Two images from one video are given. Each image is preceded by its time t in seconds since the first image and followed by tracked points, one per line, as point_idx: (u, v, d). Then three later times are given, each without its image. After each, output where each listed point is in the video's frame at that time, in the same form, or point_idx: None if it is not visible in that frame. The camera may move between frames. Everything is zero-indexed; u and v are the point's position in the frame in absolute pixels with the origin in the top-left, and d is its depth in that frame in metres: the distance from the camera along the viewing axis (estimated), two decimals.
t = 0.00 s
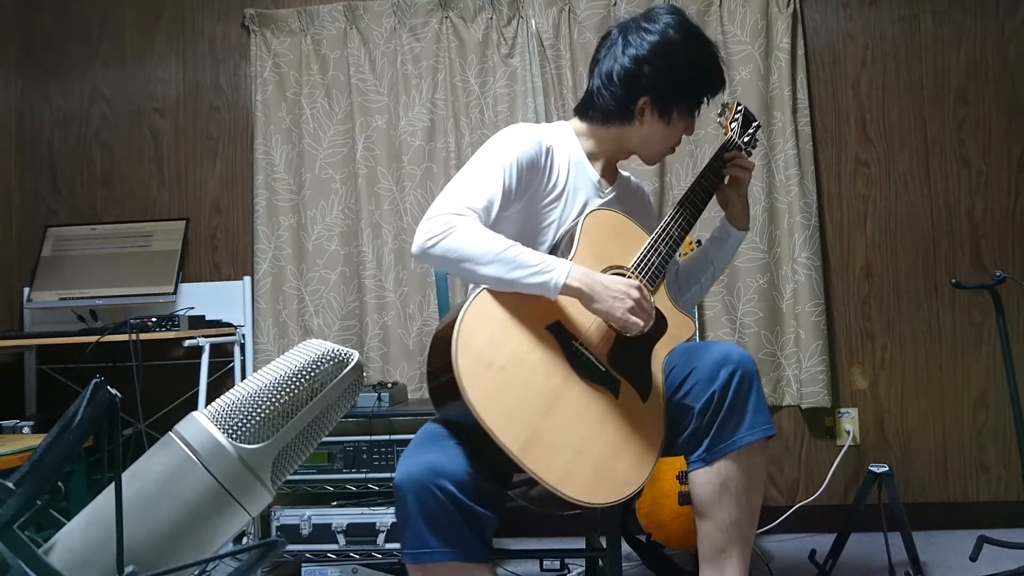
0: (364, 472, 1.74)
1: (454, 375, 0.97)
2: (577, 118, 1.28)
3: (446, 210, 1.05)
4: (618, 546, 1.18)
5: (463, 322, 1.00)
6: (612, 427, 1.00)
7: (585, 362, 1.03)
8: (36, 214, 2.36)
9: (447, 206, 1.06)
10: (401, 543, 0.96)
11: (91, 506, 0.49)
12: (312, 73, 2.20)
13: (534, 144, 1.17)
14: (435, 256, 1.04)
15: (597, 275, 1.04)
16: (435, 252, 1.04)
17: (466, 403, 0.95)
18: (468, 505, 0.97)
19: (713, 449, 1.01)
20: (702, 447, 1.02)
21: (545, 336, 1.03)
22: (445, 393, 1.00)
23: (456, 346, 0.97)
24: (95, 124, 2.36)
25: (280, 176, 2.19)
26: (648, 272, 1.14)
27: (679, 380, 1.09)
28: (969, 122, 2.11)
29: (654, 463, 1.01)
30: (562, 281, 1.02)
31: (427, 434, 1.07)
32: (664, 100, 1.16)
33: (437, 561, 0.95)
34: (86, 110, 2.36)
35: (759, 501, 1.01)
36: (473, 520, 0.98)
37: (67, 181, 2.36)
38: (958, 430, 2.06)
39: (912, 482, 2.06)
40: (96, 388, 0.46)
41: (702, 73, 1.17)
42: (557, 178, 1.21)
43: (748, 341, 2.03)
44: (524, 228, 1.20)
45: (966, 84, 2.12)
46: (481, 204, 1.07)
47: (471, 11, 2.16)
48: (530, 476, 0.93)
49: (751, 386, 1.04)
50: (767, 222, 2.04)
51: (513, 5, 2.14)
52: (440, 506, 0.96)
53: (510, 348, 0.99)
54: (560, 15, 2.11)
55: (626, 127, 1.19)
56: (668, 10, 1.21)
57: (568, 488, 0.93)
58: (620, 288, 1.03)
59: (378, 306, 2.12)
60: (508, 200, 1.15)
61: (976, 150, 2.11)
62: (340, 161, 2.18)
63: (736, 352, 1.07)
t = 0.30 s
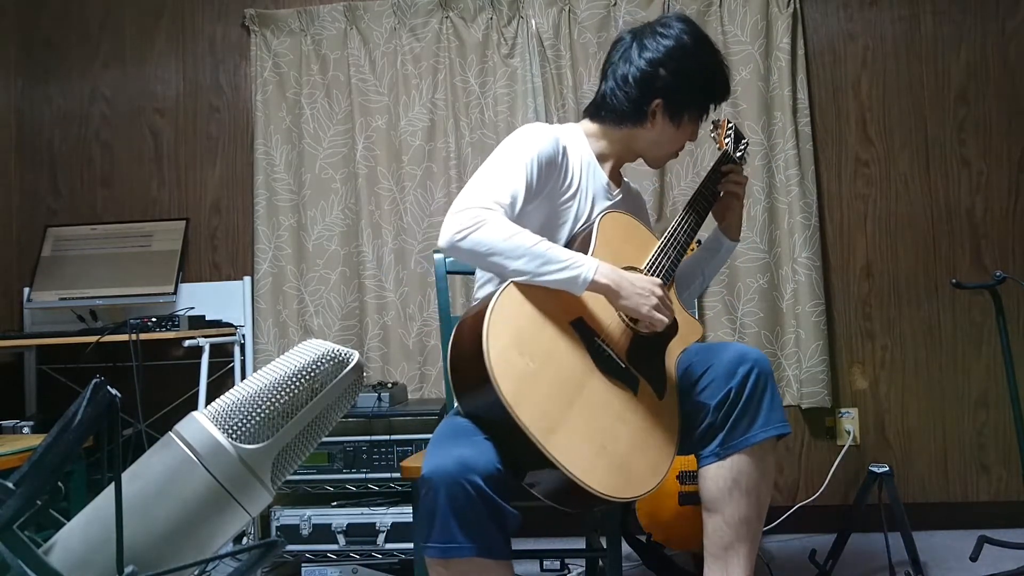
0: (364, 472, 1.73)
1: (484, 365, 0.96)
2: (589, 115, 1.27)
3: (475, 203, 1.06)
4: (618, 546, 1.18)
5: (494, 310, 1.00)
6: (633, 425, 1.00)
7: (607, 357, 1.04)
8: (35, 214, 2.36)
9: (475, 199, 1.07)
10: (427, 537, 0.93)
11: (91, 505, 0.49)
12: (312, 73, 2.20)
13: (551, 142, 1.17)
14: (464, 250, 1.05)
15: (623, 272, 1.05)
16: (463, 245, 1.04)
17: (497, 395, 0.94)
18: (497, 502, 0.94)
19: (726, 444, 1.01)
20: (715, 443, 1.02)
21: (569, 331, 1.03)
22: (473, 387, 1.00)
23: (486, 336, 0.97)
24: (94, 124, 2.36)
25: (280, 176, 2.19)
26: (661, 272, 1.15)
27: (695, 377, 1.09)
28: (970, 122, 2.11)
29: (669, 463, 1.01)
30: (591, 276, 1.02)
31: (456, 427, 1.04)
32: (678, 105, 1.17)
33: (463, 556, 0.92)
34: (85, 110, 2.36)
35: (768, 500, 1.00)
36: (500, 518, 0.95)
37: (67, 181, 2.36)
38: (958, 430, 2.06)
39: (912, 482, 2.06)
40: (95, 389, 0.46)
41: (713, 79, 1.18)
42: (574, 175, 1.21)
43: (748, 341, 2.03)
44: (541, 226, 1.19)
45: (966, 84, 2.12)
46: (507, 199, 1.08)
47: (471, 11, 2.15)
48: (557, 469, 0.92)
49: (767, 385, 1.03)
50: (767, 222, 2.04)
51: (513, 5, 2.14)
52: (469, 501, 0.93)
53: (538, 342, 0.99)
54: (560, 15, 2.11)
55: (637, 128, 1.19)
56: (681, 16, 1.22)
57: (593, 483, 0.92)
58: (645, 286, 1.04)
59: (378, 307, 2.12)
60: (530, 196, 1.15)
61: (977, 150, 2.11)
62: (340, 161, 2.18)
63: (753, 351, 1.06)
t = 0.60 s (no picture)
0: (364, 472, 1.73)
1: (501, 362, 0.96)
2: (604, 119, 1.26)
3: (493, 200, 1.07)
4: (618, 546, 1.18)
5: (512, 308, 1.00)
6: (643, 425, 1.00)
7: (619, 357, 1.04)
8: (35, 213, 2.36)
9: (493, 195, 1.07)
10: (441, 534, 0.93)
11: (90, 505, 0.49)
12: (312, 73, 2.19)
13: (567, 141, 1.17)
14: (482, 246, 1.05)
15: (639, 274, 1.04)
16: (481, 242, 1.05)
17: (513, 391, 0.95)
18: (512, 501, 0.94)
19: (733, 444, 1.01)
20: (723, 442, 1.02)
21: (583, 331, 1.03)
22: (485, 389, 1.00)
23: (504, 333, 0.98)
24: (94, 124, 2.36)
25: (280, 176, 2.19)
26: (670, 274, 1.14)
27: (705, 377, 1.10)
28: (970, 122, 2.11)
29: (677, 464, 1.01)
30: (607, 276, 1.02)
31: (470, 424, 1.03)
32: (697, 116, 1.17)
33: (476, 555, 0.92)
34: (85, 110, 2.36)
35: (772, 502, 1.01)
36: (514, 517, 0.94)
37: (67, 181, 2.35)
38: (958, 430, 2.06)
39: (912, 483, 2.06)
40: (96, 388, 0.46)
41: (730, 91, 1.18)
42: (590, 172, 1.21)
43: (748, 341, 2.03)
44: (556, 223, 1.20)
45: (966, 84, 2.12)
46: (525, 196, 1.08)
47: (471, 11, 2.15)
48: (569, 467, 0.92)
49: (775, 387, 1.04)
50: (767, 222, 2.04)
51: (513, 5, 2.14)
52: (484, 499, 0.93)
53: (553, 340, 0.99)
54: (560, 15, 2.11)
55: (652, 135, 1.19)
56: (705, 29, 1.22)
57: (604, 482, 0.92)
58: (660, 287, 1.04)
59: (378, 306, 2.12)
60: (546, 193, 1.15)
61: (977, 150, 2.11)
62: (340, 161, 2.18)
63: (762, 354, 1.08)
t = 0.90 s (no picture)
0: (364, 472, 1.73)
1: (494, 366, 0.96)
2: (612, 118, 1.26)
3: (492, 201, 1.06)
4: (618, 545, 1.18)
5: (507, 310, 1.00)
6: (638, 428, 1.00)
7: (616, 362, 1.03)
8: (35, 213, 2.36)
9: (493, 196, 1.07)
10: (434, 534, 0.95)
11: (91, 506, 0.49)
12: (312, 73, 2.20)
13: (570, 140, 1.17)
14: (480, 247, 1.05)
15: (637, 278, 1.04)
16: (479, 243, 1.05)
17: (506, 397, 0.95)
18: (504, 502, 0.94)
19: (731, 448, 1.01)
20: (721, 445, 1.02)
21: (579, 334, 1.03)
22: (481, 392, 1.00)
23: (499, 338, 0.97)
24: (94, 124, 2.36)
25: (280, 176, 2.19)
26: (671, 276, 1.14)
27: (705, 378, 1.09)
28: (970, 122, 2.11)
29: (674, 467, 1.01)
30: (605, 280, 1.02)
31: (464, 425, 1.04)
32: (705, 121, 1.17)
33: (468, 555, 0.93)
34: (85, 110, 2.36)
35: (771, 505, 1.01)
36: (507, 517, 0.95)
37: (67, 181, 2.35)
38: (958, 430, 2.06)
39: (912, 482, 2.06)
40: (96, 388, 0.46)
41: (738, 98, 1.18)
42: (592, 172, 1.21)
43: (748, 341, 2.03)
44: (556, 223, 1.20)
45: (967, 84, 2.12)
46: (524, 197, 1.08)
47: (471, 11, 2.15)
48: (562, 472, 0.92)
49: (774, 390, 1.03)
50: (767, 222, 2.04)
51: (513, 5, 2.14)
52: (475, 500, 0.94)
53: (548, 344, 0.99)
54: (560, 15, 2.11)
55: (659, 139, 1.19)
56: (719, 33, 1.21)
57: (598, 486, 0.93)
58: (658, 293, 1.04)
59: (379, 306, 2.12)
60: (547, 194, 1.15)
61: (977, 150, 2.11)
62: (340, 161, 2.18)
63: (762, 356, 1.06)
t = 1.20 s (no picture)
0: (364, 472, 1.73)
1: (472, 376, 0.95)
2: (599, 110, 1.26)
3: (472, 206, 1.05)
4: (618, 545, 1.18)
5: (482, 320, 0.98)
6: (623, 434, 0.99)
7: (600, 366, 1.03)
8: (35, 213, 2.36)
9: (472, 200, 1.06)
10: (412, 542, 0.95)
11: (91, 506, 0.49)
12: (312, 73, 2.19)
13: (556, 139, 1.17)
14: (460, 253, 1.04)
15: (621, 279, 1.03)
16: (458, 249, 1.04)
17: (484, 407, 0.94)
18: (480, 506, 0.95)
19: (723, 452, 1.01)
20: (712, 450, 1.02)
21: (562, 339, 1.02)
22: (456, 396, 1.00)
23: (475, 347, 0.96)
24: (94, 123, 2.36)
25: (280, 176, 2.19)
26: (662, 274, 1.14)
27: (693, 382, 1.09)
28: (970, 122, 2.11)
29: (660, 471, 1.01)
30: (586, 282, 1.01)
31: (441, 434, 1.06)
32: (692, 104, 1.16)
33: (447, 561, 0.93)
34: (86, 109, 2.36)
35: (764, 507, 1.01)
36: (485, 522, 0.96)
37: (67, 181, 2.35)
38: (958, 431, 2.06)
39: (912, 482, 2.06)
40: (95, 388, 0.46)
41: (724, 78, 1.17)
42: (578, 172, 1.21)
43: (748, 342, 2.03)
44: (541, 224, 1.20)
45: (967, 84, 2.12)
46: (505, 201, 1.07)
47: (471, 11, 2.15)
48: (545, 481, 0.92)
49: (763, 391, 1.04)
50: (767, 222, 2.04)
51: (513, 5, 2.14)
52: (451, 506, 0.95)
53: (528, 351, 0.98)
54: (560, 15, 2.11)
55: (649, 126, 1.19)
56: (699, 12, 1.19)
57: (581, 494, 0.92)
58: (644, 293, 1.03)
59: (379, 306, 2.12)
60: (530, 195, 1.15)
61: (977, 150, 2.11)
62: (340, 161, 2.18)
63: (749, 357, 1.07)
